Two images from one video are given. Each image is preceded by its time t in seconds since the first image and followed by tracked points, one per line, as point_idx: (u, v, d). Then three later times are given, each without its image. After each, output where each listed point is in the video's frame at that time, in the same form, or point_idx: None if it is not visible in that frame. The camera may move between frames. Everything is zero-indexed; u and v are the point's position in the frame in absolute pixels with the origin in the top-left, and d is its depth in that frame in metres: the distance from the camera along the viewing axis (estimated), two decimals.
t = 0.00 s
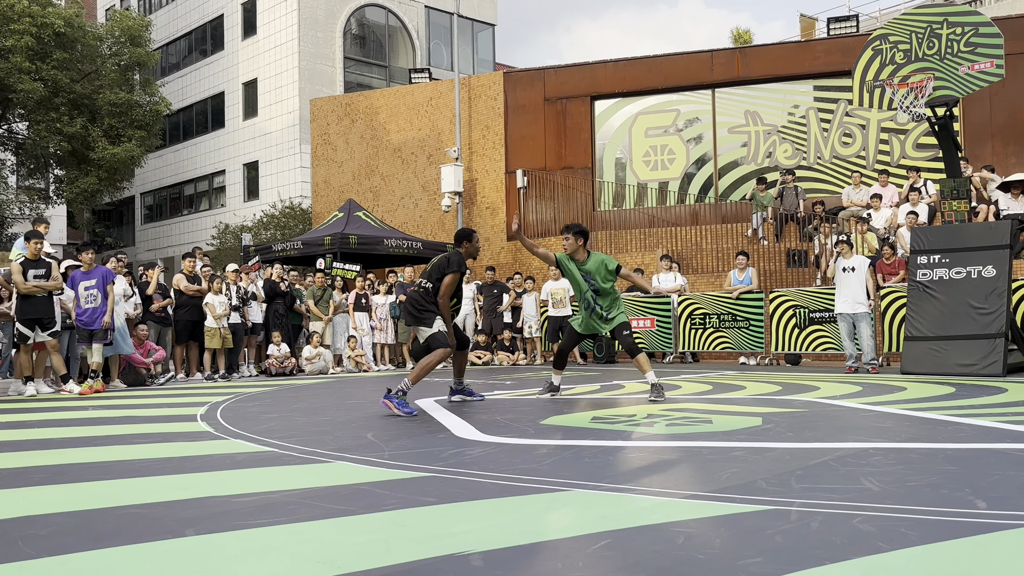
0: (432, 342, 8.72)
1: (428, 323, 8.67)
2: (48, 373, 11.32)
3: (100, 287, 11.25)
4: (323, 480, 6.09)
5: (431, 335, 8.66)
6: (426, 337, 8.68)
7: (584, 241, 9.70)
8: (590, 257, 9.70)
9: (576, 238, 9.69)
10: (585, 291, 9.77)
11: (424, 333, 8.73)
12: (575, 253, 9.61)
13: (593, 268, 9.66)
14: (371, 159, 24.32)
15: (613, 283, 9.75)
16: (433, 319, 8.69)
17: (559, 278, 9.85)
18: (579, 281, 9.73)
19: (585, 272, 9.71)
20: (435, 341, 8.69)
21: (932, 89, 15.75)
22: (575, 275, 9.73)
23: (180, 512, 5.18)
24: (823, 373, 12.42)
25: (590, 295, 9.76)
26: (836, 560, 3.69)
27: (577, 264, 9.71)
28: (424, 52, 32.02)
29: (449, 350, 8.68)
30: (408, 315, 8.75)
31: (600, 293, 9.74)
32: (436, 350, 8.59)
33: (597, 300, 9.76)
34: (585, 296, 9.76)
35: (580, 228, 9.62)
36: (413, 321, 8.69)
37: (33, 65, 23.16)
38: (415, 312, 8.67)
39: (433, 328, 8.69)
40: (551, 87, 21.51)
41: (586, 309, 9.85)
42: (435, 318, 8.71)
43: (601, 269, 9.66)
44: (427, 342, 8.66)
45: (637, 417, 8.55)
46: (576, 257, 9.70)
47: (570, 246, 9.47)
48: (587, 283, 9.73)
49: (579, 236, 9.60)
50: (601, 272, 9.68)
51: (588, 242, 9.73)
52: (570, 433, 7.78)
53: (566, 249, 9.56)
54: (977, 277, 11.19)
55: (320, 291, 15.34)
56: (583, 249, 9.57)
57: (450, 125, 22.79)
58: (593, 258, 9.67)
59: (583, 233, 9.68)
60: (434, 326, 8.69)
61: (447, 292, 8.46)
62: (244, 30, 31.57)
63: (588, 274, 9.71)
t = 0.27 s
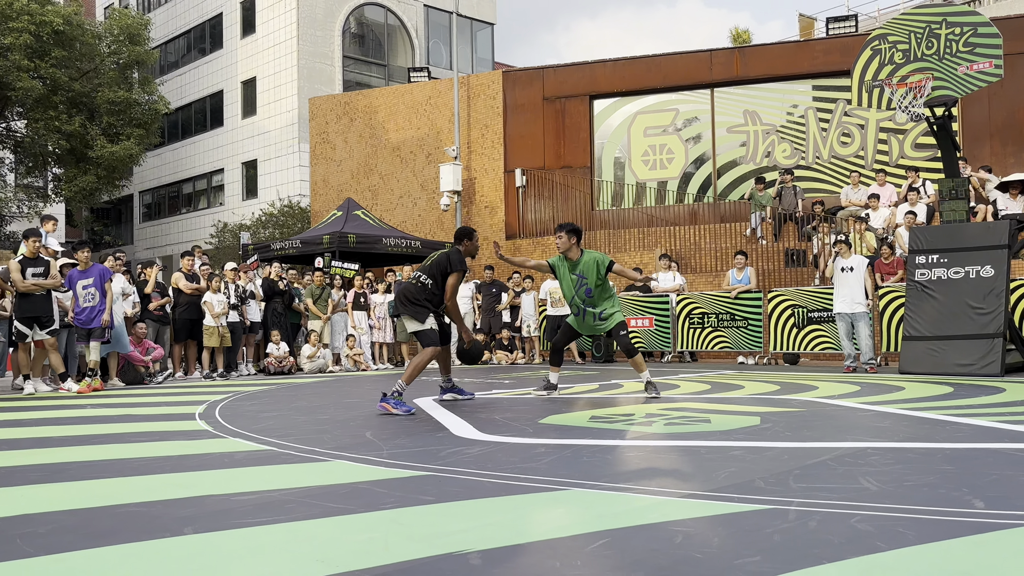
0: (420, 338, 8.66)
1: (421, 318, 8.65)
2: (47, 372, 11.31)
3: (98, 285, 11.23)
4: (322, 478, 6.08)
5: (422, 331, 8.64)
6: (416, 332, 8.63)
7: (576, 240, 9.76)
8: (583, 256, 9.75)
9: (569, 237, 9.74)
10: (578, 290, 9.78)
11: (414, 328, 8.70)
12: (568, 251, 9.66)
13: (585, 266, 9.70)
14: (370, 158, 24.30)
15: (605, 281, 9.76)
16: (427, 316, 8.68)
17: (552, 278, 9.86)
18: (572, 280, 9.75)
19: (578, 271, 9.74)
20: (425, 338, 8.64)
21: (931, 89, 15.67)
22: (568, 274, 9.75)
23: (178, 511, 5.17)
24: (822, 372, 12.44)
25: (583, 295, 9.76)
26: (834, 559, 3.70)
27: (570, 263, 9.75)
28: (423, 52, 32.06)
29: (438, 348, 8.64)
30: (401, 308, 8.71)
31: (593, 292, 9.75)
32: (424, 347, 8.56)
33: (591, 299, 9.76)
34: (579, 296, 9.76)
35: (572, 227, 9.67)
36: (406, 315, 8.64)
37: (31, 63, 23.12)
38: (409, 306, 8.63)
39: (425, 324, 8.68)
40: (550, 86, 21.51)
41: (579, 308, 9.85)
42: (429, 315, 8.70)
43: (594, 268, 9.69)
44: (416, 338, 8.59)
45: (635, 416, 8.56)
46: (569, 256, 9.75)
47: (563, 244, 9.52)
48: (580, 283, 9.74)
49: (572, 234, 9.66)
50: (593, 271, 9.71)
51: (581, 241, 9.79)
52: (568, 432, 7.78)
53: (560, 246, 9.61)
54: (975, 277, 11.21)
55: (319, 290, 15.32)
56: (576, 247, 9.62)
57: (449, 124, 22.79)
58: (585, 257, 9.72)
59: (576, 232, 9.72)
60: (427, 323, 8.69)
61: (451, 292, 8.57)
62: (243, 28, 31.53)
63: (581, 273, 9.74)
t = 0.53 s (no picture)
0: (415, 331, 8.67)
1: (417, 311, 8.67)
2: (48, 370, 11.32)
3: (99, 284, 11.24)
4: (322, 477, 6.08)
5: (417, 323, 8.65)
6: (411, 324, 8.68)
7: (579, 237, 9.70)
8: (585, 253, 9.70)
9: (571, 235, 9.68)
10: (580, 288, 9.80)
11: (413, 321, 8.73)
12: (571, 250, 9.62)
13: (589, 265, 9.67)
14: (371, 157, 24.31)
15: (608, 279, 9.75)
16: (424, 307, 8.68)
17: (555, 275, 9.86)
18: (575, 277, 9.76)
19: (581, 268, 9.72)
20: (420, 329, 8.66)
21: (932, 90, 15.47)
22: (571, 272, 9.74)
23: (178, 509, 5.17)
24: (822, 372, 12.44)
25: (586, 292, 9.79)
26: (834, 559, 3.70)
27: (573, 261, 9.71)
28: (425, 50, 32.11)
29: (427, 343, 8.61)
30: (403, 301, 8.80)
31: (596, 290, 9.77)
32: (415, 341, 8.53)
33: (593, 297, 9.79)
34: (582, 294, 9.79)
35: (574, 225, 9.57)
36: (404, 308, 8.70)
37: (32, 61, 23.12)
38: (406, 299, 8.70)
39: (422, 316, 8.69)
40: (550, 86, 21.50)
41: (581, 306, 9.88)
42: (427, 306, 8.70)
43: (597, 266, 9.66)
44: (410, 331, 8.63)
45: (635, 415, 8.56)
46: (572, 254, 9.71)
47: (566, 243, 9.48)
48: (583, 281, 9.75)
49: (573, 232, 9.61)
50: (595, 269, 9.68)
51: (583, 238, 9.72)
52: (568, 431, 7.78)
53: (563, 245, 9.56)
54: (976, 278, 11.20)
55: (318, 289, 15.28)
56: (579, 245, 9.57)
57: (449, 123, 22.79)
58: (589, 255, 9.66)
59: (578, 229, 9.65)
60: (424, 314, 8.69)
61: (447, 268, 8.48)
62: (244, 27, 31.55)
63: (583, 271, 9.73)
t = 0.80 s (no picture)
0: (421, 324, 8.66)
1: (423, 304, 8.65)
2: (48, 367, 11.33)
3: (102, 282, 11.26)
4: (322, 475, 6.08)
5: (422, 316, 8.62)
6: (417, 318, 8.65)
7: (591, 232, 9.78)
8: (593, 248, 9.79)
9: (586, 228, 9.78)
10: (584, 283, 9.87)
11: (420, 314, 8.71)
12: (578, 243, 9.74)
13: (593, 261, 9.74)
14: (372, 156, 24.32)
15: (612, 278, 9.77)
16: (429, 300, 8.66)
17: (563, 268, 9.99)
18: (580, 272, 9.85)
19: (587, 263, 9.81)
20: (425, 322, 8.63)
21: (933, 89, 15.62)
22: (576, 266, 9.84)
23: (179, 506, 5.18)
24: (822, 371, 12.44)
25: (589, 287, 9.85)
26: (834, 558, 3.69)
27: (580, 255, 9.82)
28: (426, 49, 32.14)
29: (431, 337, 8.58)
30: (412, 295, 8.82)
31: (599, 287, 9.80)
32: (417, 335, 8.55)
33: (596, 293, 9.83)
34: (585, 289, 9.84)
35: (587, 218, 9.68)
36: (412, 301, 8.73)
37: (34, 59, 23.13)
38: (413, 292, 8.71)
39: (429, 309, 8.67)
40: (551, 85, 21.51)
41: (584, 302, 9.92)
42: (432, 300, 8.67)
43: (602, 262, 9.70)
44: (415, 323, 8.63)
45: (635, 414, 8.56)
46: (580, 249, 9.82)
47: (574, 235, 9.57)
48: (587, 276, 9.82)
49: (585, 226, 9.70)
50: (599, 266, 9.73)
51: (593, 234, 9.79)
52: (569, 430, 7.78)
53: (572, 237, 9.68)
54: (977, 277, 11.19)
55: (320, 286, 15.27)
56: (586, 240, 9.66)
57: (450, 121, 22.80)
58: (595, 251, 9.74)
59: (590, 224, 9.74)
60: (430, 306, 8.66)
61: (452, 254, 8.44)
62: (246, 25, 31.55)
63: (588, 266, 9.81)
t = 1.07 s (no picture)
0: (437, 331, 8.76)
1: (434, 313, 8.74)
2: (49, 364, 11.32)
3: (104, 280, 11.26)
4: (323, 473, 6.08)
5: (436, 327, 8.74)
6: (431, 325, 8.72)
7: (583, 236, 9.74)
8: (588, 252, 9.80)
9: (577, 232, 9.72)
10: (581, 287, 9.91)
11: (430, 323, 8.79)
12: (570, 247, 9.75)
13: (587, 264, 9.76)
14: (373, 154, 24.30)
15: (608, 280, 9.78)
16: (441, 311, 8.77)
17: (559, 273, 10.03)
18: (575, 276, 9.88)
19: (582, 267, 9.84)
20: (442, 331, 8.77)
21: (935, 88, 15.46)
22: (570, 271, 9.88)
23: (180, 504, 5.17)
24: (824, 370, 12.43)
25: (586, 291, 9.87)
26: (835, 557, 3.69)
27: (574, 259, 9.85)
28: (427, 48, 32.13)
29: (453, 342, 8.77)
30: (417, 304, 8.89)
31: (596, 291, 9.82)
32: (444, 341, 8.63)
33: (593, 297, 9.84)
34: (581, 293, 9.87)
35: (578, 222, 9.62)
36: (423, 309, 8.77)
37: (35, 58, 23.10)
38: (425, 301, 8.72)
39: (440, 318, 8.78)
40: (553, 83, 21.51)
41: (582, 306, 9.94)
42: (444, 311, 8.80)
43: (596, 266, 9.72)
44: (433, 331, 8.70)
45: (637, 413, 8.55)
46: (574, 253, 9.84)
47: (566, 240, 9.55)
48: (583, 280, 9.84)
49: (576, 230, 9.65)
50: (594, 269, 9.75)
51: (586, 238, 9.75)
52: (569, 428, 7.78)
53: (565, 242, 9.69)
54: (978, 277, 11.17)
55: (322, 285, 15.22)
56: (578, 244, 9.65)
57: (451, 120, 22.79)
58: (588, 254, 9.75)
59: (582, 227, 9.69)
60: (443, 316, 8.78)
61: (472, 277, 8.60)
62: (247, 23, 31.54)
63: (583, 270, 9.84)
